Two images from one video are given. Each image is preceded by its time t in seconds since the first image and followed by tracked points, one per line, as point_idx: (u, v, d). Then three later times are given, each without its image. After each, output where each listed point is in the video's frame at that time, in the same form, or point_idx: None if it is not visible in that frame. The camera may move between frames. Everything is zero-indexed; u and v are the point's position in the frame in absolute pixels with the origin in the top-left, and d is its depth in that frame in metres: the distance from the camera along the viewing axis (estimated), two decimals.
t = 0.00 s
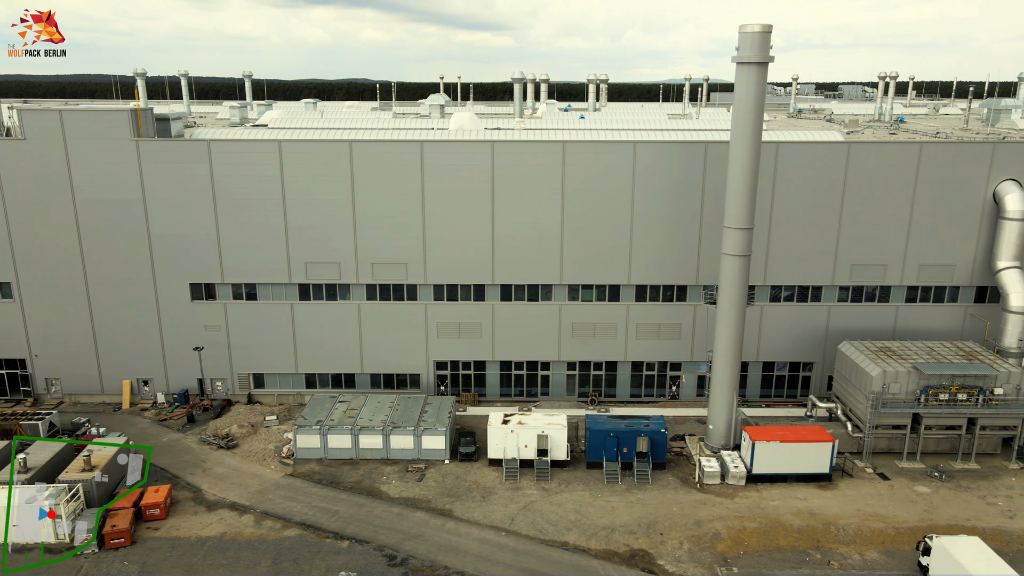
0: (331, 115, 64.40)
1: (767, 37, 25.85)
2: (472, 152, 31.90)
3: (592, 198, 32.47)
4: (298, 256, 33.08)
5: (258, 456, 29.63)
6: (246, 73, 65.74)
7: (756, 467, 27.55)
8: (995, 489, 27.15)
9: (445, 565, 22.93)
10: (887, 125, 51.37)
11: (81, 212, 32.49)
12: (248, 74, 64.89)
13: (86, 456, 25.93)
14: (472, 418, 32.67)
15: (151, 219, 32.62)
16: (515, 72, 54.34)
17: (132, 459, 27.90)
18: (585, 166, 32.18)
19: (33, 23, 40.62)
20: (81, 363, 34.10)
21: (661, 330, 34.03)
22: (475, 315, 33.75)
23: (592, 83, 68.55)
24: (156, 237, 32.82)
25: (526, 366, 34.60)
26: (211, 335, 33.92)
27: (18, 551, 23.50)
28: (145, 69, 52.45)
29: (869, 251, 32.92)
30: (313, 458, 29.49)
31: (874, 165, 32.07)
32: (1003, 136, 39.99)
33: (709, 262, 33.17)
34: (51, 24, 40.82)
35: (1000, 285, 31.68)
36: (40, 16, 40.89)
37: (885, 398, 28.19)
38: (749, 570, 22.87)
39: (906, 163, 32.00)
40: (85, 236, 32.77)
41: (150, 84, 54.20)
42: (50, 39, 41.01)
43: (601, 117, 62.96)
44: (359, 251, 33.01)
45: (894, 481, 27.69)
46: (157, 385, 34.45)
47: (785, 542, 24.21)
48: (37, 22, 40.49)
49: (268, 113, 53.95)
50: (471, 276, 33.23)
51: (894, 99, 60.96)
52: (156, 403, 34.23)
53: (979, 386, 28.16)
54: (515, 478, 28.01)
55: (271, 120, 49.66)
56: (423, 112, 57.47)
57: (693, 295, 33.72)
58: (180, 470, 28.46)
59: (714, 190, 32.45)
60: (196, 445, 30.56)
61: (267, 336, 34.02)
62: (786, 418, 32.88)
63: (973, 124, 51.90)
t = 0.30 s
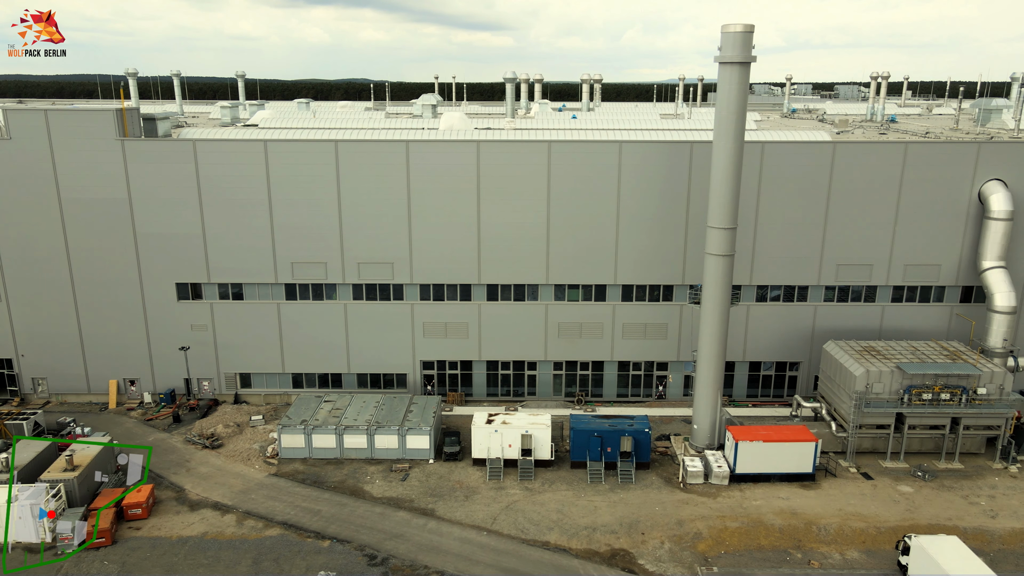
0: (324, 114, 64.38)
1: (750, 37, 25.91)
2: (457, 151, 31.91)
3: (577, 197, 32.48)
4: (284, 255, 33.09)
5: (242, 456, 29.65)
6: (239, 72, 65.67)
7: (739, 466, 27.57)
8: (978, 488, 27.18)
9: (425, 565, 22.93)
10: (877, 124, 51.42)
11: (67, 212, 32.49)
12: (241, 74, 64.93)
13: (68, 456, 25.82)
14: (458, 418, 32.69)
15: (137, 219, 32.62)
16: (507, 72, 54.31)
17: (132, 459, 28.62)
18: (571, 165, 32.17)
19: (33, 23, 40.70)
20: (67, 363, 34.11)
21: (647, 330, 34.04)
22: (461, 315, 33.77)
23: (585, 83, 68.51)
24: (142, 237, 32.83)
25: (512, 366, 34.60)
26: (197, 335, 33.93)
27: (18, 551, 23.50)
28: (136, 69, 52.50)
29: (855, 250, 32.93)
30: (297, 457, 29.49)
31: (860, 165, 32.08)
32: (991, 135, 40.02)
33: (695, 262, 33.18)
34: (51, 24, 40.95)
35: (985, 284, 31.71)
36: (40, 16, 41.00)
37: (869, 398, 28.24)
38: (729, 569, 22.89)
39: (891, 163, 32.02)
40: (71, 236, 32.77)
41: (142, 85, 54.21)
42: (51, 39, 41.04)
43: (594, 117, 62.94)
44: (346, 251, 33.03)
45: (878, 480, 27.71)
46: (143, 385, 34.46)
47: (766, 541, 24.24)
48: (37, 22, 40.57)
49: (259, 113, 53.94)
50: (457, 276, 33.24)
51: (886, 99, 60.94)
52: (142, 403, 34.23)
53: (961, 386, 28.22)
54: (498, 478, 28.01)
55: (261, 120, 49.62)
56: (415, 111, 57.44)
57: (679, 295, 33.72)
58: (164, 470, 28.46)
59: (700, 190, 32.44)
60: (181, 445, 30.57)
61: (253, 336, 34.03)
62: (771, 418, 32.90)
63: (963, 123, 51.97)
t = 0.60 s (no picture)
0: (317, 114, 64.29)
1: (731, 37, 25.94)
2: (443, 151, 31.93)
3: (563, 197, 32.48)
4: (270, 255, 33.11)
5: (227, 455, 29.66)
6: (232, 72, 65.67)
7: (722, 466, 27.58)
8: (961, 487, 27.21)
9: (406, 564, 22.94)
10: (868, 124, 51.42)
11: (54, 212, 32.49)
12: (234, 74, 64.94)
13: (51, 456, 25.70)
14: (444, 418, 32.70)
15: (123, 219, 32.62)
16: (498, 72, 54.29)
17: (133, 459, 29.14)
18: (557, 166, 32.18)
19: (34, 23, 39.95)
20: (54, 363, 34.12)
21: (634, 329, 34.04)
22: (448, 315, 33.79)
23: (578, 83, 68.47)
24: (128, 237, 32.83)
25: (499, 365, 34.61)
26: (183, 335, 33.96)
27: (19, 552, 23.47)
28: (128, 70, 52.45)
29: (841, 250, 32.95)
30: (282, 457, 29.50)
31: (845, 165, 32.09)
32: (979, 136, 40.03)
33: (681, 262, 33.16)
34: (51, 24, 40.43)
35: (970, 284, 31.72)
36: (39, 16, 40.42)
37: (852, 397, 28.29)
38: (709, 568, 22.90)
39: (877, 163, 32.03)
40: (57, 236, 32.78)
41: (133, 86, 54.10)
42: (49, 39, 40.56)
43: (587, 117, 62.90)
44: (332, 251, 33.05)
45: (861, 480, 27.74)
46: (130, 384, 34.46)
47: (747, 541, 24.25)
48: (37, 22, 40.02)
49: (251, 113, 53.87)
50: (443, 276, 33.26)
51: (879, 99, 60.88)
52: (129, 403, 34.23)
53: (945, 386, 28.26)
54: (482, 478, 28.02)
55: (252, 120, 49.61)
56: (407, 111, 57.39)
57: (665, 295, 33.71)
58: (148, 470, 28.44)
59: (686, 190, 32.44)
60: (165, 445, 30.56)
61: (239, 335, 34.04)
62: (757, 417, 32.91)
63: (954, 124, 51.99)
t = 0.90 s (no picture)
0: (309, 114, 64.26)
1: (713, 37, 25.94)
2: (429, 151, 31.94)
3: (548, 196, 32.47)
4: (256, 255, 33.11)
5: (211, 455, 29.66)
6: (225, 72, 65.67)
7: (705, 466, 27.60)
8: (943, 487, 27.24)
9: (386, 564, 22.95)
10: (858, 124, 51.44)
11: (40, 212, 32.49)
12: (227, 74, 64.99)
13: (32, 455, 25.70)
14: (430, 418, 32.72)
15: (109, 219, 32.62)
16: (490, 72, 54.30)
17: (133, 459, 29.25)
18: (542, 165, 32.18)
19: (34, 23, 40.01)
20: (40, 362, 34.13)
21: (620, 329, 34.05)
22: (434, 314, 33.81)
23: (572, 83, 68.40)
24: (114, 237, 32.83)
25: (485, 365, 34.62)
26: (169, 334, 33.96)
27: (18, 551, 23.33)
28: (119, 70, 52.55)
29: (827, 250, 32.96)
30: (266, 456, 29.51)
31: (831, 165, 32.10)
32: (967, 136, 40.03)
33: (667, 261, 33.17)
34: (51, 24, 40.50)
35: (955, 284, 31.74)
36: (39, 17, 40.45)
37: (835, 397, 28.33)
38: (689, 568, 22.90)
39: (862, 163, 32.05)
40: (43, 235, 32.77)
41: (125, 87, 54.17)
42: (50, 40, 40.49)
43: (580, 117, 62.87)
44: (318, 250, 33.05)
45: (844, 479, 27.76)
46: (117, 384, 34.47)
47: (728, 540, 24.26)
48: (37, 22, 40.14)
49: (242, 113, 53.92)
50: (429, 276, 33.27)
51: (871, 99, 60.81)
52: (116, 402, 34.23)
53: (928, 385, 28.31)
54: (465, 477, 28.04)
55: (243, 117, 49.59)
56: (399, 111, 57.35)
57: (651, 294, 33.72)
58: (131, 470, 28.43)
59: (672, 189, 32.43)
60: (150, 445, 30.56)
61: (226, 335, 34.05)
62: (742, 417, 32.92)
63: (944, 124, 52.03)
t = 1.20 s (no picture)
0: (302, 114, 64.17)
1: (695, 37, 26.00)
2: (414, 150, 31.94)
3: (534, 196, 32.48)
4: (241, 255, 33.12)
5: (195, 455, 29.66)
6: (217, 72, 65.71)
7: (688, 465, 27.62)
8: (925, 486, 27.25)
9: (365, 563, 22.94)
10: (848, 125, 51.47)
11: (25, 211, 32.49)
12: (219, 74, 64.94)
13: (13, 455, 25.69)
14: (416, 417, 32.71)
15: (95, 218, 32.63)
16: (481, 72, 54.23)
17: (133, 458, 29.27)
18: (527, 165, 32.18)
19: (34, 23, 39.85)
20: (26, 362, 34.13)
21: (606, 329, 34.06)
22: (420, 314, 33.83)
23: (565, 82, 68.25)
24: (100, 236, 32.83)
25: (471, 365, 34.63)
26: (155, 334, 33.98)
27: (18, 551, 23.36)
28: (110, 70, 52.51)
29: (812, 249, 32.97)
30: (250, 456, 29.52)
31: (816, 165, 32.12)
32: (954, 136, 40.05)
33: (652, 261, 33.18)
34: (51, 24, 40.28)
35: (940, 283, 31.76)
36: (39, 16, 40.40)
37: (818, 396, 28.38)
38: (669, 567, 22.89)
39: (847, 162, 32.07)
40: (29, 235, 32.78)
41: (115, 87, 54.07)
42: (50, 40, 40.30)
43: (572, 117, 62.80)
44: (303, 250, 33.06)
45: (826, 479, 27.77)
46: (103, 384, 34.48)
47: (708, 540, 24.27)
48: (38, 22, 39.93)
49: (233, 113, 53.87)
50: (415, 276, 33.30)
51: (863, 99, 60.73)
52: (101, 402, 34.23)
53: (910, 385, 28.36)
54: (448, 477, 28.05)
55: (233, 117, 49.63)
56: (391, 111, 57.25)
57: (637, 294, 33.73)
58: (114, 469, 28.41)
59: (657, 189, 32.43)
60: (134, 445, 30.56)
61: (212, 335, 34.05)
62: (728, 417, 32.95)
63: (934, 124, 52.05)
